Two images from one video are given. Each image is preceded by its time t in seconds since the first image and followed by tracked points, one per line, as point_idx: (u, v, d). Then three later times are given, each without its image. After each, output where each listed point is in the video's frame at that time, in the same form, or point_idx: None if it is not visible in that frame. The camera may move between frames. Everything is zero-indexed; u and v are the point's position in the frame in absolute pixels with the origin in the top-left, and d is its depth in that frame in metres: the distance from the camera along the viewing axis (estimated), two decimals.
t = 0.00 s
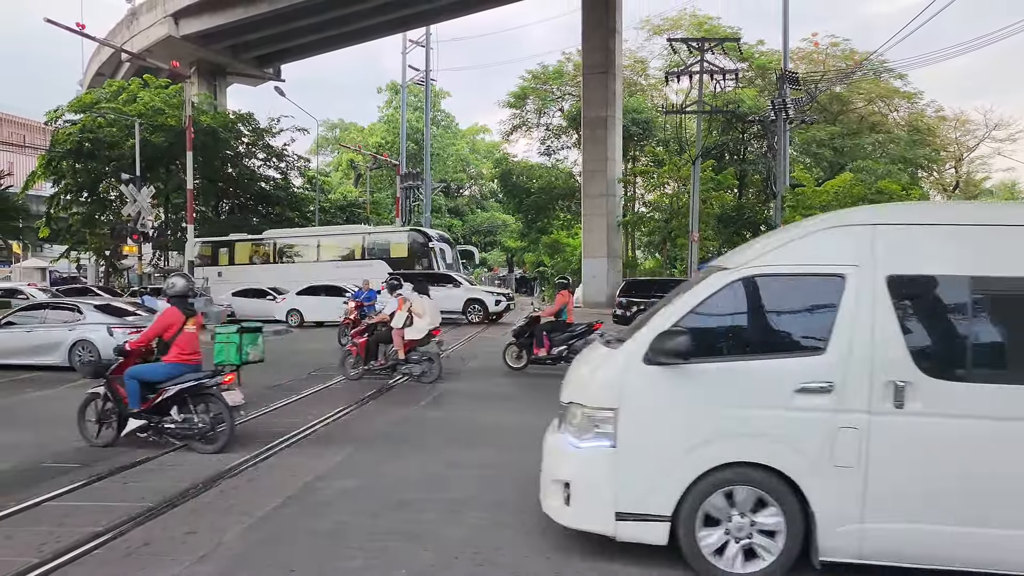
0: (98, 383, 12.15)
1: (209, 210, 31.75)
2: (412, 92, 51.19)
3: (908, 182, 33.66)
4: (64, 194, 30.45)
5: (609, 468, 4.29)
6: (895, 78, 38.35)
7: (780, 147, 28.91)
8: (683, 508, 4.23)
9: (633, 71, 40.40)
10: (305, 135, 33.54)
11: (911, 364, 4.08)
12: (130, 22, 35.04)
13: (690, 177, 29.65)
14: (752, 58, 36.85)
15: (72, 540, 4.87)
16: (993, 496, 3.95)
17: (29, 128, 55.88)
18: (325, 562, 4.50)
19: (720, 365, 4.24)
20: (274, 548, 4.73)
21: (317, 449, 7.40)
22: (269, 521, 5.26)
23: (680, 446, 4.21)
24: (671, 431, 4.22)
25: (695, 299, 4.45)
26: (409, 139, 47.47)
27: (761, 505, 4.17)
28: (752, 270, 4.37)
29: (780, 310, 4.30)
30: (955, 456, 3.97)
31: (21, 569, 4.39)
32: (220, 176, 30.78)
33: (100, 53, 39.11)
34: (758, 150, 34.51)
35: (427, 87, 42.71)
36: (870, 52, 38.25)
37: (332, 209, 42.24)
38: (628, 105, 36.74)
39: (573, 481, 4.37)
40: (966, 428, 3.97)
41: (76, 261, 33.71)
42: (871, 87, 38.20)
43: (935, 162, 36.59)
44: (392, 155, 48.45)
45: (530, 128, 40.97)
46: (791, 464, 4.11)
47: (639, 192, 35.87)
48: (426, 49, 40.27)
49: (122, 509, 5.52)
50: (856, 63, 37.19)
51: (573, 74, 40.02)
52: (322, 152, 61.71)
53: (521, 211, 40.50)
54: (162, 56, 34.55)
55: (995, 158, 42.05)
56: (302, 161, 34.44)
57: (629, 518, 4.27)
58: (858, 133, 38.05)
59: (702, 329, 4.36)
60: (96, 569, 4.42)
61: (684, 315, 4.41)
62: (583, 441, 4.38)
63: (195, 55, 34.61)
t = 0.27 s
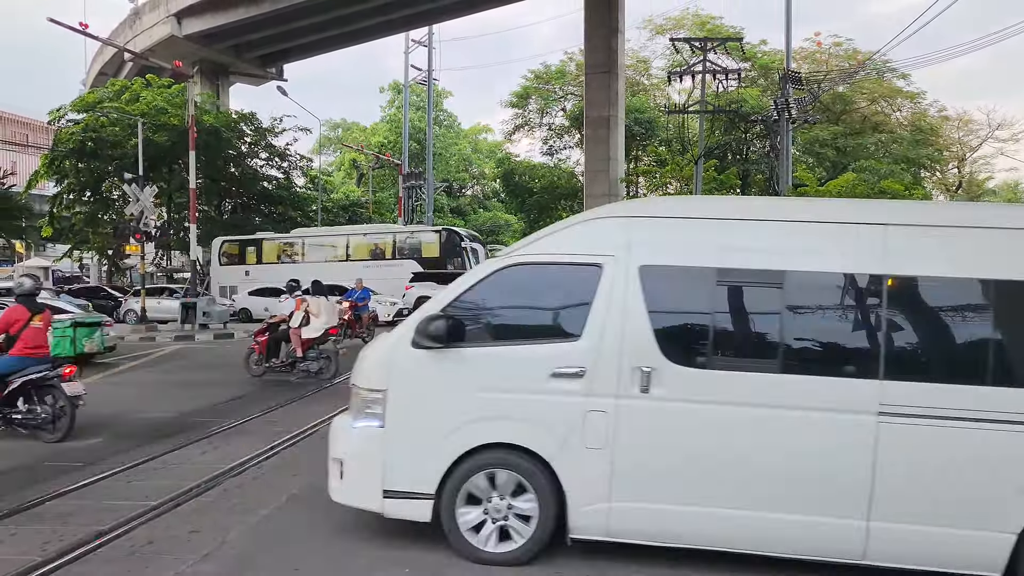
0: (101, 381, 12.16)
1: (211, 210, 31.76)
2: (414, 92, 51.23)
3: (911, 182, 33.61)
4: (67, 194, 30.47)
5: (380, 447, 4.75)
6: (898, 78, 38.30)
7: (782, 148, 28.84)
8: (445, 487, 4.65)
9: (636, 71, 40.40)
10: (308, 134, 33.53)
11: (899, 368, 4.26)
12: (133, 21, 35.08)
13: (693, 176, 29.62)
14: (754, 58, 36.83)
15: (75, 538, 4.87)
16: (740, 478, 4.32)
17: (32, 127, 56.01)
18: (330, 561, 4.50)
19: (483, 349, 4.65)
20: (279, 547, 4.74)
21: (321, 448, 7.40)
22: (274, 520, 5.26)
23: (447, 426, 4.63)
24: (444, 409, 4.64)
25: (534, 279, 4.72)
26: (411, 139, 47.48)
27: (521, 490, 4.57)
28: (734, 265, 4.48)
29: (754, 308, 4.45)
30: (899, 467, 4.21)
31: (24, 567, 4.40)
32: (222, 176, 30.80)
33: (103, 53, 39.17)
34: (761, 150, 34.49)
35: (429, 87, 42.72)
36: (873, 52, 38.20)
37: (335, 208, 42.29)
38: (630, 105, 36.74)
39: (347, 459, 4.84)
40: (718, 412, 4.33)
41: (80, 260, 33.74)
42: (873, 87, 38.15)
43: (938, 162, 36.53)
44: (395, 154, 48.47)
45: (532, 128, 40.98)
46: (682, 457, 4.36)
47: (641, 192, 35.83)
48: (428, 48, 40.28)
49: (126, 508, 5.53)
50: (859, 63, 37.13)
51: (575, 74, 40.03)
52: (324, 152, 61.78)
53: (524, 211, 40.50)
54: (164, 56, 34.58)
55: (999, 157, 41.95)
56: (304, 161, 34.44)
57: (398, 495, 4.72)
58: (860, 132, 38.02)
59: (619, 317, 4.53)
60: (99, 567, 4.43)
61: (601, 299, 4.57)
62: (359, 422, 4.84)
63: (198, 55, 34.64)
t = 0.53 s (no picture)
0: (104, 381, 12.19)
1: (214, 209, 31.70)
2: (417, 92, 51.25)
3: (914, 182, 33.56)
4: (70, 193, 30.45)
5: (168, 443, 5.09)
6: (901, 78, 38.26)
7: (785, 148, 28.80)
8: (234, 480, 5.01)
9: (638, 71, 40.41)
10: (310, 134, 33.53)
11: (901, 369, 4.49)
12: (136, 21, 35.12)
13: (695, 177, 29.58)
14: (757, 57, 36.81)
15: (79, 536, 4.91)
16: (529, 468, 4.70)
17: (36, 127, 56.10)
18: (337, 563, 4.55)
19: (261, 348, 5.01)
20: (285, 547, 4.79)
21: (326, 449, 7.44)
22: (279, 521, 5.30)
23: (241, 420, 4.98)
24: (243, 402, 4.98)
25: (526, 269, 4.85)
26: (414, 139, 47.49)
27: (310, 485, 4.95)
28: (745, 267, 4.69)
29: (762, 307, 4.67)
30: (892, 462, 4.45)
31: (27, 565, 4.43)
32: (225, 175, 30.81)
33: (105, 53, 39.22)
34: (763, 150, 34.49)
35: (431, 86, 42.75)
36: (876, 52, 38.16)
37: (337, 208, 42.30)
38: (633, 105, 36.74)
39: (143, 455, 5.15)
40: (487, 404, 4.73)
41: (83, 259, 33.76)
42: (876, 87, 38.12)
43: (941, 163, 36.47)
44: (398, 154, 48.50)
45: (535, 128, 40.98)
46: (651, 449, 4.60)
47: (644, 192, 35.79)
48: (431, 48, 40.31)
49: (131, 506, 5.57)
50: (862, 63, 37.11)
51: (578, 74, 40.04)
52: (327, 151, 61.84)
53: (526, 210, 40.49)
54: (168, 56, 34.63)
55: (1002, 158, 41.88)
56: (306, 160, 34.46)
57: (187, 489, 5.07)
58: (863, 132, 38.00)
59: (621, 316, 4.73)
60: (103, 565, 4.47)
61: (608, 298, 4.77)
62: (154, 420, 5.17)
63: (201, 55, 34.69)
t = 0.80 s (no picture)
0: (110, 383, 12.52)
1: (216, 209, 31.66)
2: (418, 92, 51.30)
3: (916, 182, 33.54)
4: (72, 193, 30.40)
5: None
6: (904, 78, 38.21)
7: (787, 148, 28.80)
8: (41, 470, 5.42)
9: (641, 71, 40.36)
10: (313, 134, 33.55)
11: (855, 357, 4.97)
12: (138, 21, 35.15)
13: (697, 177, 29.57)
14: (760, 57, 36.77)
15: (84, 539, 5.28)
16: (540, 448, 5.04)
17: (38, 127, 56.08)
18: (334, 563, 4.93)
19: (74, 342, 5.49)
20: (284, 549, 5.16)
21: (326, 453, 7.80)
22: (279, 523, 5.67)
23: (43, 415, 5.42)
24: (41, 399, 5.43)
25: (518, 264, 5.19)
26: (416, 140, 47.53)
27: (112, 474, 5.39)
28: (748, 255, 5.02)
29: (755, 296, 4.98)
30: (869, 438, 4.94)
31: (33, 564, 4.80)
32: (227, 176, 30.88)
33: (107, 53, 39.28)
34: (765, 150, 34.46)
35: (433, 87, 42.78)
36: (879, 52, 38.12)
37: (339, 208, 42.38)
38: (635, 105, 36.69)
39: None
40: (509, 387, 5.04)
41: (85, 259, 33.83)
42: (879, 87, 38.05)
43: (943, 163, 36.46)
44: (399, 155, 48.54)
45: (537, 128, 40.95)
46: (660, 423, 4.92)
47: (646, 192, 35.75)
48: (433, 49, 40.34)
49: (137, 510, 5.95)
50: (865, 63, 37.05)
51: (580, 74, 40.02)
52: (328, 152, 61.93)
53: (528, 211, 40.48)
54: (170, 56, 34.64)
55: (1004, 158, 41.87)
56: (309, 160, 34.50)
57: None
58: (866, 133, 37.96)
59: (606, 307, 5.07)
60: (107, 564, 4.84)
61: (597, 291, 5.12)
62: None
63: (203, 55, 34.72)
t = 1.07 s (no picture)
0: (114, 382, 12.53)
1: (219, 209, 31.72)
2: (421, 92, 51.24)
3: (919, 182, 33.50)
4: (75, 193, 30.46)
5: None
6: (907, 78, 38.14)
7: (790, 148, 28.75)
8: None
9: (643, 71, 40.33)
10: (315, 134, 33.57)
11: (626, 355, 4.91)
12: (141, 21, 35.17)
13: (700, 177, 29.54)
14: (762, 57, 36.72)
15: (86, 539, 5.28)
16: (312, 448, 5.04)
17: (40, 127, 56.09)
18: (336, 561, 4.90)
19: None
20: (285, 549, 5.15)
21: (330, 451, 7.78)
22: (281, 522, 5.65)
23: None
24: None
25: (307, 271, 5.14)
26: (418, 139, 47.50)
27: None
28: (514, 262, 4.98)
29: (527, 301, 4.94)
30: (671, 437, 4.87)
31: (36, 564, 4.80)
32: (230, 175, 30.89)
33: (110, 53, 39.31)
34: (768, 150, 34.41)
35: (435, 86, 42.74)
36: (881, 52, 38.06)
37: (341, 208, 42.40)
38: (638, 104, 36.66)
39: None
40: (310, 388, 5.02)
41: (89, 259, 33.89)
42: (881, 87, 37.99)
43: (946, 163, 36.40)
44: (402, 154, 48.53)
45: (539, 127, 40.91)
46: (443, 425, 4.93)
47: (649, 192, 35.72)
48: (436, 49, 40.34)
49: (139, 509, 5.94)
50: (867, 63, 36.99)
51: (582, 74, 40.01)
52: (331, 151, 61.89)
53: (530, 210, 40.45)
54: (172, 56, 34.64)
55: (1007, 158, 41.79)
56: (311, 160, 34.51)
57: None
58: (868, 133, 37.91)
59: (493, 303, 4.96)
60: (109, 564, 4.83)
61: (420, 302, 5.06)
62: None
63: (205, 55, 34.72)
